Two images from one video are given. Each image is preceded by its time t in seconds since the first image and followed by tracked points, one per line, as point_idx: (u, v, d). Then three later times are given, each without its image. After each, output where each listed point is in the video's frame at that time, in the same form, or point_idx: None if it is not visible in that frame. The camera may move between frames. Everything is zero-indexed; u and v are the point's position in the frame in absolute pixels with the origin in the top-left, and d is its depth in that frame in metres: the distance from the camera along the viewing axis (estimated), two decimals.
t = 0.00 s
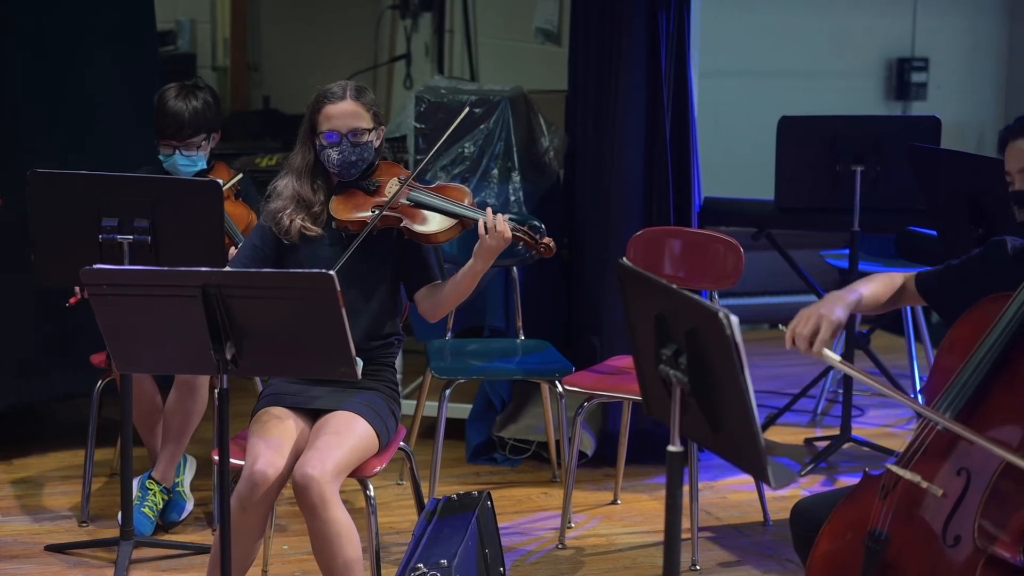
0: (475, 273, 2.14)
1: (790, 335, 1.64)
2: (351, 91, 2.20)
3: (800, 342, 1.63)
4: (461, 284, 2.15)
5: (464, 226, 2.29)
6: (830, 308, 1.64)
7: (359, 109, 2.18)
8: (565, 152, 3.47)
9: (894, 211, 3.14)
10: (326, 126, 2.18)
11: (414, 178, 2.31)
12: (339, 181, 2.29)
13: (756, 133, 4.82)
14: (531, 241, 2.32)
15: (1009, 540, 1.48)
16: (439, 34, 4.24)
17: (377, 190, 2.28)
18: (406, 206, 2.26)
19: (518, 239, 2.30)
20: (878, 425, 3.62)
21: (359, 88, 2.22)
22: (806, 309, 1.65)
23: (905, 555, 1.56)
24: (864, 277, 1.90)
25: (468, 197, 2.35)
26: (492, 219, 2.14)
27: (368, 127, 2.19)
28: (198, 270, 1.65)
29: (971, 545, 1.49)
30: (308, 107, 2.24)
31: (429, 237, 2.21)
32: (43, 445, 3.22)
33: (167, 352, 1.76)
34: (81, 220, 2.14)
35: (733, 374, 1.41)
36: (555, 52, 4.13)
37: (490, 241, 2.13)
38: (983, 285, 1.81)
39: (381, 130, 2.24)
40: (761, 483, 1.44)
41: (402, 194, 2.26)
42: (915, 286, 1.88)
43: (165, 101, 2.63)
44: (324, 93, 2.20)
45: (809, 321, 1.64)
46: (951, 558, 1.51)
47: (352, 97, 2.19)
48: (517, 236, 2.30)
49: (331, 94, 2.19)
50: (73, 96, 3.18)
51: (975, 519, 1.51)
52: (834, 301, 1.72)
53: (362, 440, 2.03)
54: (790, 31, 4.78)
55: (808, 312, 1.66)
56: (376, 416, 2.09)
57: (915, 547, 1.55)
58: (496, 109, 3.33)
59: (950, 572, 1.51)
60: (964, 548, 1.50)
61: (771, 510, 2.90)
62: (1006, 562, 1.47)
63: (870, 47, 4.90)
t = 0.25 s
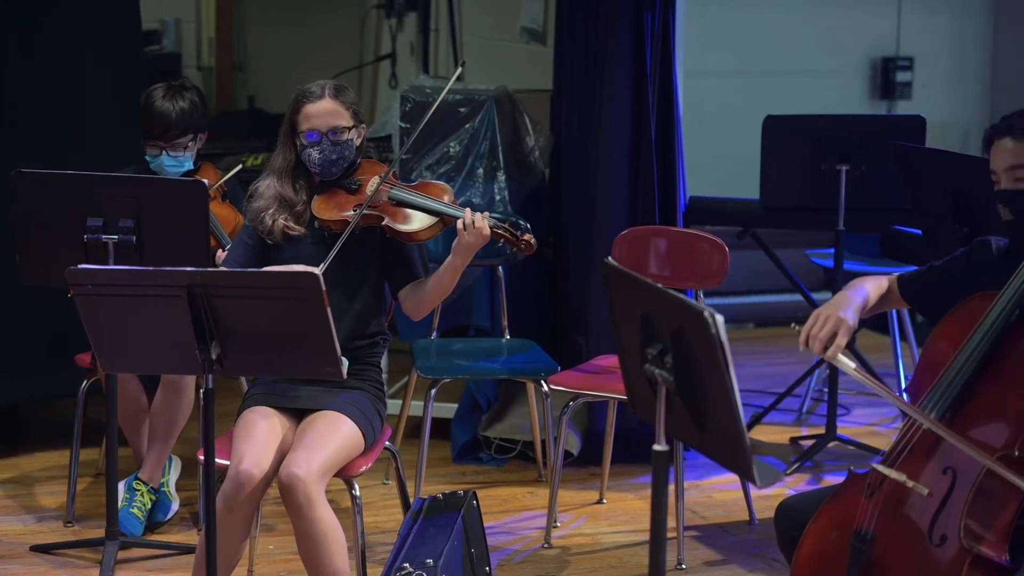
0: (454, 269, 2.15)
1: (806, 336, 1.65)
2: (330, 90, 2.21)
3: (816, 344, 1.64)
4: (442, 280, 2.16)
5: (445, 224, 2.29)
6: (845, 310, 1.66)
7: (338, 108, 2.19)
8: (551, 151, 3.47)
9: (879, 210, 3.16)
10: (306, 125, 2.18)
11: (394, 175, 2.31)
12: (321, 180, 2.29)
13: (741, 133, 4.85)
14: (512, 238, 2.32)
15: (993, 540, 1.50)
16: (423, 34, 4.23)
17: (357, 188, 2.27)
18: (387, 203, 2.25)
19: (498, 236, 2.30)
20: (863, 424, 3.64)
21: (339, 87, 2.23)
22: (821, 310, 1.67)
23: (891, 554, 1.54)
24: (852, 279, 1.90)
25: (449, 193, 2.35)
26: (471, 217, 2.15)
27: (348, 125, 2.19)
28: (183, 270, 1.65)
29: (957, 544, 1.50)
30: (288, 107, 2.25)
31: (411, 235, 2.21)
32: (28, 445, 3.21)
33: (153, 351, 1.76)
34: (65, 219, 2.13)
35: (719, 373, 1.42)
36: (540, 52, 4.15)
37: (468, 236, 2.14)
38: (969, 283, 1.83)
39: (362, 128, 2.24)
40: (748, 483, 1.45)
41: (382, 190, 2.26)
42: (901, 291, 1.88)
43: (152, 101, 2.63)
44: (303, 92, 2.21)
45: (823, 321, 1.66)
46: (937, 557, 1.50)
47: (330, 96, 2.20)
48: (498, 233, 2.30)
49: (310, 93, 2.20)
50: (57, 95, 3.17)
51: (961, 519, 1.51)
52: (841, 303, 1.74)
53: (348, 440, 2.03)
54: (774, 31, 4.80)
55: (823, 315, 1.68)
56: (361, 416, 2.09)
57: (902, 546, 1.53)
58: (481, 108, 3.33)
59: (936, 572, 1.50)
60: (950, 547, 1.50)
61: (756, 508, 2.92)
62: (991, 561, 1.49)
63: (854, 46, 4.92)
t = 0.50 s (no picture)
0: (436, 263, 2.15)
1: (820, 382, 1.65)
2: (307, 91, 2.20)
3: (831, 389, 1.64)
4: (425, 275, 2.16)
5: (427, 223, 2.30)
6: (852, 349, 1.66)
7: (317, 108, 2.18)
8: (537, 151, 3.49)
9: (864, 209, 3.17)
10: (284, 127, 2.18)
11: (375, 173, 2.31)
12: (302, 181, 2.29)
13: (727, 132, 4.87)
14: (492, 234, 2.34)
15: (979, 539, 1.49)
16: (410, 33, 4.24)
17: (339, 189, 2.28)
18: (369, 203, 2.26)
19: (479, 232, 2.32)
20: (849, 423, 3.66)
21: (317, 86, 2.22)
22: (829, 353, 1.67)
23: (878, 553, 1.53)
24: (838, 301, 1.91)
25: (425, 189, 2.36)
26: (451, 212, 2.17)
27: (327, 125, 2.19)
28: (169, 270, 1.65)
29: (943, 543, 1.48)
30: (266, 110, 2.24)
31: (392, 234, 2.22)
32: (14, 446, 3.20)
33: (139, 352, 1.75)
34: (52, 219, 2.13)
35: (705, 372, 1.43)
36: (527, 52, 4.13)
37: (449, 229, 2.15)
38: (959, 286, 1.83)
39: (340, 127, 2.24)
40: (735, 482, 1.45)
41: (365, 189, 2.27)
42: (884, 300, 1.91)
43: (141, 101, 2.61)
44: (281, 94, 2.20)
45: (832, 364, 1.66)
46: (924, 556, 1.49)
47: (308, 97, 2.19)
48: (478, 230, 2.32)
49: (288, 95, 2.19)
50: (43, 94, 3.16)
51: (948, 518, 1.49)
52: (846, 340, 1.74)
53: (335, 439, 2.03)
54: (760, 30, 4.82)
55: (830, 359, 1.67)
56: (347, 415, 2.09)
57: (889, 546, 1.52)
58: (468, 108, 3.34)
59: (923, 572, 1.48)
60: (937, 546, 1.48)
61: (743, 508, 2.93)
62: (977, 561, 1.47)
63: (840, 46, 4.95)
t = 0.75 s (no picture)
0: (423, 263, 2.15)
1: (776, 366, 1.67)
2: (296, 90, 2.20)
3: (788, 373, 1.66)
4: (411, 275, 2.16)
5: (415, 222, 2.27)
6: (811, 335, 1.68)
7: (305, 107, 2.18)
8: (524, 150, 3.50)
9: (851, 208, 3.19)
10: (273, 126, 2.18)
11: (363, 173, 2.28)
12: (290, 180, 2.28)
13: (715, 132, 4.88)
14: (480, 233, 2.34)
15: (965, 537, 1.51)
16: (397, 33, 4.25)
17: (327, 188, 2.27)
18: (356, 202, 2.23)
19: (466, 232, 2.33)
20: (837, 422, 3.68)
21: (305, 85, 2.22)
22: (788, 338, 1.68)
23: (865, 552, 1.53)
24: (825, 286, 1.92)
25: (414, 187, 2.33)
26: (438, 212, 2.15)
27: (315, 124, 2.19)
28: (156, 270, 1.65)
29: (930, 541, 1.49)
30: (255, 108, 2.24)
31: (379, 233, 2.21)
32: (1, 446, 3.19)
33: (127, 352, 1.75)
34: (39, 219, 2.12)
35: (693, 371, 1.43)
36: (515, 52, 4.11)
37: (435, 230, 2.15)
38: (946, 281, 1.84)
39: (328, 126, 2.23)
40: (723, 482, 1.45)
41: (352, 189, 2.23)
42: (873, 290, 1.91)
43: (130, 100, 2.62)
44: (269, 93, 2.21)
45: (791, 350, 1.68)
46: (910, 555, 1.49)
47: (297, 96, 2.19)
48: (466, 228, 2.32)
49: (276, 93, 2.19)
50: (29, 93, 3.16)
51: (934, 516, 1.51)
52: (812, 323, 1.76)
53: (323, 438, 2.03)
54: (747, 30, 4.83)
55: (790, 342, 1.69)
56: (335, 414, 2.10)
57: (876, 544, 1.53)
58: (455, 108, 3.35)
59: (909, 571, 1.49)
60: (923, 544, 1.49)
61: (731, 507, 2.94)
62: (964, 558, 1.48)
63: (828, 46, 4.96)
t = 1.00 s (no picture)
0: (416, 271, 2.15)
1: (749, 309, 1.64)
2: (292, 90, 2.21)
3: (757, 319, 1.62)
4: (403, 282, 2.16)
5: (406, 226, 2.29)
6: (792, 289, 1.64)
7: (300, 108, 2.19)
8: (512, 151, 3.49)
9: (838, 208, 3.20)
10: (266, 125, 2.18)
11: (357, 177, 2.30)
12: (282, 180, 2.29)
13: (702, 132, 4.90)
14: (472, 240, 2.34)
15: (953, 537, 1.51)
16: (384, 33, 4.25)
17: (319, 189, 2.27)
18: (349, 206, 2.24)
19: (459, 238, 2.32)
20: (824, 421, 3.69)
21: (300, 86, 2.23)
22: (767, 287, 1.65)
23: (853, 551, 1.53)
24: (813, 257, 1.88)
25: (409, 194, 2.35)
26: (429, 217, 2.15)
27: (310, 125, 2.19)
28: (142, 270, 1.65)
29: (918, 541, 1.50)
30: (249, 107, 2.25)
31: (372, 237, 2.20)
32: None
33: (116, 352, 1.75)
34: (27, 219, 2.12)
35: (681, 370, 1.44)
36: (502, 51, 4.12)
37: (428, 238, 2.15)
38: (937, 277, 1.82)
39: (323, 128, 2.24)
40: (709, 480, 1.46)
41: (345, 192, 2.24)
42: (858, 271, 1.86)
43: (117, 100, 2.61)
44: (264, 92, 2.21)
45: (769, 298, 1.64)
46: (898, 554, 1.50)
47: (292, 96, 2.20)
48: (458, 235, 2.32)
49: (272, 92, 2.20)
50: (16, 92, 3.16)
51: (922, 516, 1.51)
52: (791, 279, 1.72)
53: (311, 438, 2.04)
54: (734, 30, 4.85)
55: (771, 292, 1.66)
56: (322, 414, 2.10)
57: (864, 543, 1.53)
58: (442, 108, 3.37)
59: (897, 570, 1.50)
60: (911, 543, 1.50)
61: (719, 507, 2.95)
62: (952, 557, 1.49)
63: (815, 46, 4.97)
